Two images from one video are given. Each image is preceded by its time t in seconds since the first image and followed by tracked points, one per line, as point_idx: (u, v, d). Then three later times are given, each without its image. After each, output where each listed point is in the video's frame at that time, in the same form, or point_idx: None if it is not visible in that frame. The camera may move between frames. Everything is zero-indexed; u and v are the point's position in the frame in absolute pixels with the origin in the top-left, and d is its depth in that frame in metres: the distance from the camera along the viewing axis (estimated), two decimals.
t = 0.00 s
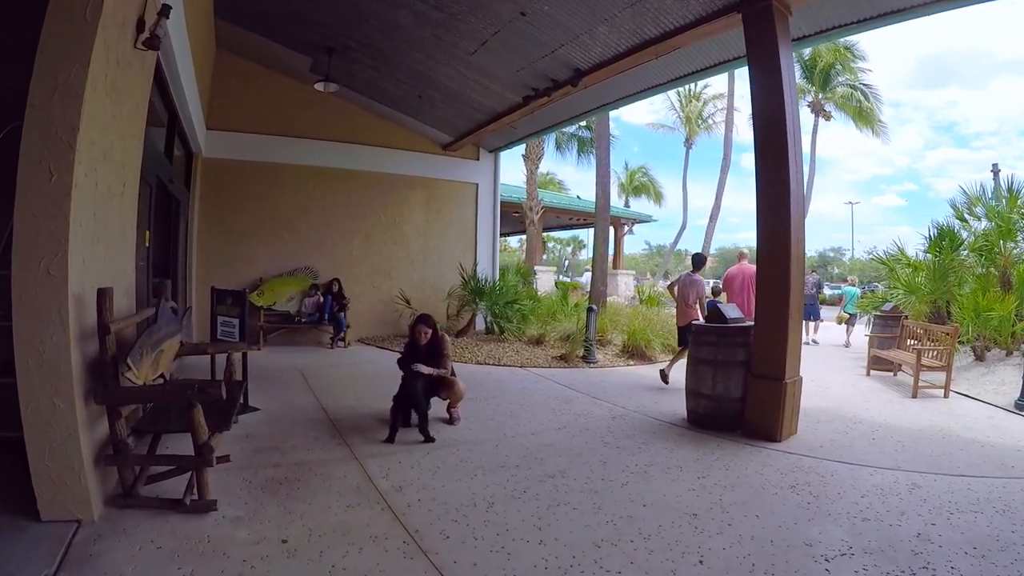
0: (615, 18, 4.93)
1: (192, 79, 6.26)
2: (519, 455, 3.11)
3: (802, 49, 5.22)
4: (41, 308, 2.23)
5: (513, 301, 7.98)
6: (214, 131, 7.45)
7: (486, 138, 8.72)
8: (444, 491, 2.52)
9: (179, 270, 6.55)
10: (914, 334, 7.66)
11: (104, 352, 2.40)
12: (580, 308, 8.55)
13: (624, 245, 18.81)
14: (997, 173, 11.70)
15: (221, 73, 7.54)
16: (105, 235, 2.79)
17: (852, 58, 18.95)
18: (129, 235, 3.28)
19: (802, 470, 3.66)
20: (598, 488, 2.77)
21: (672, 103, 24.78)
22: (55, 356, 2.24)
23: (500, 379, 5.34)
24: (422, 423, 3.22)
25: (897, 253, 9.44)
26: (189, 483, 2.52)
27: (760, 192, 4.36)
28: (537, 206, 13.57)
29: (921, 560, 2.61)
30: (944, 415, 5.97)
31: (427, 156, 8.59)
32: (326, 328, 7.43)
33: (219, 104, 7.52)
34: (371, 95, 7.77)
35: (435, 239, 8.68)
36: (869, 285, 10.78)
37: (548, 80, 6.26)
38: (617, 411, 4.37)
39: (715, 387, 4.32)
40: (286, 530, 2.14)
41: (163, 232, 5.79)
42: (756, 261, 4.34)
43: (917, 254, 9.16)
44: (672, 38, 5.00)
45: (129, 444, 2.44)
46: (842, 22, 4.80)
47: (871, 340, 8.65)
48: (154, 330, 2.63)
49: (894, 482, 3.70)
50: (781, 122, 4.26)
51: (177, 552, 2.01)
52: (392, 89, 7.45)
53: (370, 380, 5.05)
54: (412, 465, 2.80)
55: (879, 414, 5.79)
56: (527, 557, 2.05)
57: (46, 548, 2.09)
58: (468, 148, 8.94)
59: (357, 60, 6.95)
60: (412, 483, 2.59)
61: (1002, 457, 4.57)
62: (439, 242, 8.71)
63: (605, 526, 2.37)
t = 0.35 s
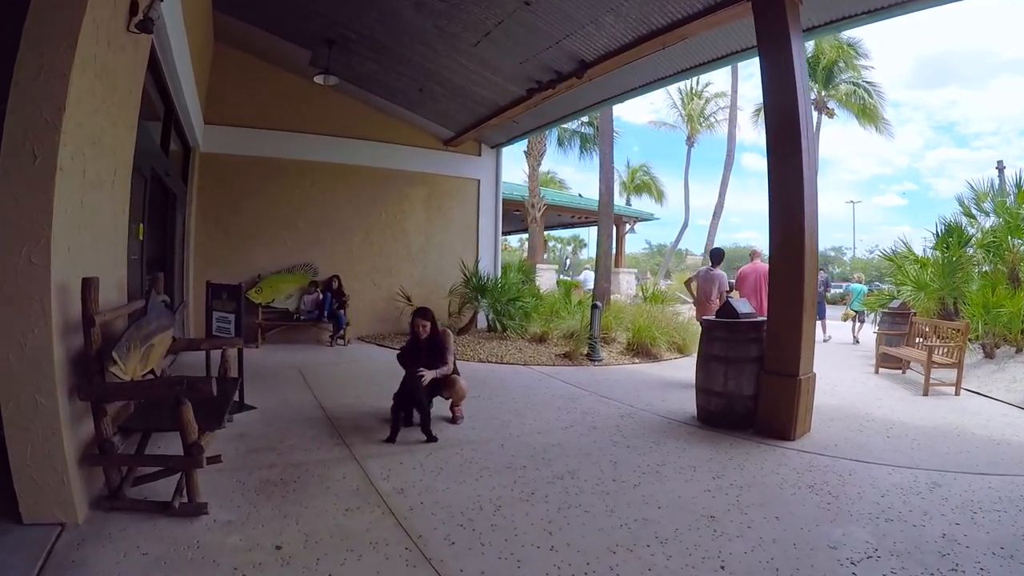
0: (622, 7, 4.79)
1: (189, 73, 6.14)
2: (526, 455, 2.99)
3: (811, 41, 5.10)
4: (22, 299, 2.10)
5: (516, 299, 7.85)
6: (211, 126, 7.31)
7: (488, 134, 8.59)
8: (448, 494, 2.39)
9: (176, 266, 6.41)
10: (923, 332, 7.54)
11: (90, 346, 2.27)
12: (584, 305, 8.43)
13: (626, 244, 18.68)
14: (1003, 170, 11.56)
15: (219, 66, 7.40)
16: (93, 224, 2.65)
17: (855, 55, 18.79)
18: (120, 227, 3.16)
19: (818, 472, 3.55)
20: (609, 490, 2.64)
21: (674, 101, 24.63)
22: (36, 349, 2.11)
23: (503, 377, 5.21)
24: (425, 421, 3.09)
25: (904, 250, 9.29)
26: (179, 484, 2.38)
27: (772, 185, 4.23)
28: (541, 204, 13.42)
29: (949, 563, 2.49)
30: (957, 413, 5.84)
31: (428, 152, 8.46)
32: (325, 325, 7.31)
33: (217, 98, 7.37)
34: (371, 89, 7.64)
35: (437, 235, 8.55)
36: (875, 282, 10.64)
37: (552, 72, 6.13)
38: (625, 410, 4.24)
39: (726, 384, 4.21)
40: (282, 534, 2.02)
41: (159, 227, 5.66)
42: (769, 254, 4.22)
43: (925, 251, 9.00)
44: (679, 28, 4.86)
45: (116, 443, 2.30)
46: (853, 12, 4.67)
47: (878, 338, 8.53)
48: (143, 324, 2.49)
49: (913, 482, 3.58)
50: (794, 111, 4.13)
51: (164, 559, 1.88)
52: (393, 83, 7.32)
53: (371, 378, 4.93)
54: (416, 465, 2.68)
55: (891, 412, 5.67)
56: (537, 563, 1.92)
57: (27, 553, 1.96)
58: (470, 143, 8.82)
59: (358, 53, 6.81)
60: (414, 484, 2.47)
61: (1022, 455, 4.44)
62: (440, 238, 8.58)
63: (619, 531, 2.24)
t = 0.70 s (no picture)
0: None
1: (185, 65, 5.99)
2: (534, 459, 2.84)
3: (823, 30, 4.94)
4: None
5: (518, 297, 7.70)
6: (208, 120, 7.15)
7: (490, 129, 8.44)
8: (452, 501, 2.24)
9: (171, 263, 6.25)
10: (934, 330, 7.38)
11: (69, 341, 2.11)
12: (587, 303, 8.28)
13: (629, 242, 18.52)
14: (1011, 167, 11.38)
15: (217, 59, 7.24)
16: (76, 212, 2.50)
17: (859, 52, 18.59)
18: (108, 218, 3.01)
19: (837, 476, 3.40)
20: (623, 496, 2.48)
21: (676, 99, 24.49)
22: (9, 345, 1.95)
23: (508, 376, 5.05)
24: (428, 424, 2.94)
25: (913, 248, 9.14)
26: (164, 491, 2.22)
27: (787, 176, 4.08)
28: (543, 201, 13.21)
29: (985, 570, 2.34)
30: (974, 412, 5.68)
31: (429, 148, 8.31)
32: (324, 324, 7.16)
33: (214, 92, 7.21)
34: (371, 83, 7.48)
35: (438, 232, 8.40)
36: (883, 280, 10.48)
37: (556, 64, 5.97)
38: (634, 411, 4.09)
39: (740, 384, 4.07)
40: (272, 547, 1.86)
41: (153, 223, 5.50)
42: (783, 250, 4.08)
43: (933, 248, 8.84)
44: (686, 17, 4.70)
45: (97, 447, 2.14)
46: None
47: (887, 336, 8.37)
48: (128, 319, 2.32)
49: (936, 484, 3.43)
50: (810, 101, 3.98)
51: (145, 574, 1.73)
52: (393, 76, 7.16)
53: (370, 378, 4.77)
54: (417, 469, 2.53)
55: (906, 413, 5.51)
56: None
57: None
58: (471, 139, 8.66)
59: (358, 46, 6.65)
60: (416, 491, 2.31)
61: None
62: (441, 235, 8.43)
63: (636, 541, 2.08)
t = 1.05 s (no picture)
0: None
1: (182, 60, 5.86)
2: (543, 464, 2.71)
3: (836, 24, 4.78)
4: None
5: (520, 296, 7.57)
6: (206, 116, 7.01)
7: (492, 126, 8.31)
8: (458, 511, 2.12)
9: (167, 262, 6.11)
10: (944, 329, 7.25)
11: (49, 342, 1.96)
12: (591, 303, 8.12)
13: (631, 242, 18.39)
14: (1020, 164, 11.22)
15: (215, 54, 7.11)
16: (61, 204, 2.37)
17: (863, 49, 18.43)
18: (97, 212, 2.87)
19: (856, 482, 3.28)
20: (638, 505, 2.35)
21: (677, 98, 24.36)
22: None
23: (512, 377, 4.92)
24: (431, 429, 2.81)
25: (921, 246, 8.94)
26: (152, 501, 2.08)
27: (801, 172, 3.96)
28: (544, 201, 13.17)
29: None
30: (988, 413, 5.55)
31: (430, 144, 8.18)
32: (323, 323, 7.03)
33: (212, 87, 7.07)
34: (371, 78, 7.34)
35: (439, 230, 8.27)
36: (891, 279, 10.34)
37: (561, 58, 5.83)
38: (644, 413, 3.95)
39: (754, 385, 3.95)
40: (266, 562, 1.73)
41: (148, 221, 5.37)
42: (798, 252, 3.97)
43: (942, 247, 8.68)
44: (696, 9, 4.56)
45: (80, 456, 2.00)
46: None
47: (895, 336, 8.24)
48: (114, 318, 2.19)
49: (958, 488, 3.30)
50: (825, 94, 3.84)
51: None
52: (394, 71, 7.03)
53: (371, 379, 4.64)
54: (421, 476, 2.40)
55: (920, 414, 5.38)
56: None
57: None
58: (473, 136, 8.53)
59: (358, 40, 6.51)
60: (419, 500, 2.18)
61: None
62: (443, 233, 8.30)
63: (654, 555, 1.96)
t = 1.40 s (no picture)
0: None
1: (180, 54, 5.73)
2: (555, 469, 2.57)
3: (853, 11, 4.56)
4: None
5: (525, 294, 7.41)
6: (205, 111, 6.87)
7: (495, 122, 8.16)
8: (468, 522, 1.97)
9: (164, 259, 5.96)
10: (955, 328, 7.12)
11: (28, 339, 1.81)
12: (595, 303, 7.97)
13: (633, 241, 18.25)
14: None
15: (214, 47, 6.97)
16: (45, 192, 2.22)
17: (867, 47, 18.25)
18: (88, 205, 2.75)
19: (880, 487, 3.15)
20: (659, 514, 2.21)
21: (680, 97, 24.16)
22: None
23: (518, 377, 4.78)
24: (436, 433, 2.66)
25: (930, 244, 8.84)
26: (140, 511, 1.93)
27: (819, 168, 3.87)
28: (549, 197, 12.87)
29: None
30: (1006, 413, 5.41)
31: (431, 140, 8.04)
32: (324, 322, 6.88)
33: (211, 82, 6.93)
34: (372, 72, 7.19)
35: (442, 227, 8.13)
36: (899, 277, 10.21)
37: (568, 50, 5.67)
38: (656, 415, 3.81)
39: (772, 385, 3.84)
40: None
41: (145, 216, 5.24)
42: (817, 254, 3.87)
43: (952, 245, 8.54)
44: None
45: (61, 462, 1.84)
46: None
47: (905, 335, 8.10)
48: (99, 315, 2.04)
49: (986, 490, 3.17)
50: (846, 88, 3.74)
51: None
52: (396, 65, 6.88)
53: (372, 380, 4.50)
54: (428, 483, 2.27)
55: (936, 414, 5.24)
56: None
57: None
58: (475, 132, 8.40)
59: (359, 33, 6.35)
60: (426, 510, 2.04)
61: None
62: (446, 230, 8.16)
63: (682, 568, 1.82)
